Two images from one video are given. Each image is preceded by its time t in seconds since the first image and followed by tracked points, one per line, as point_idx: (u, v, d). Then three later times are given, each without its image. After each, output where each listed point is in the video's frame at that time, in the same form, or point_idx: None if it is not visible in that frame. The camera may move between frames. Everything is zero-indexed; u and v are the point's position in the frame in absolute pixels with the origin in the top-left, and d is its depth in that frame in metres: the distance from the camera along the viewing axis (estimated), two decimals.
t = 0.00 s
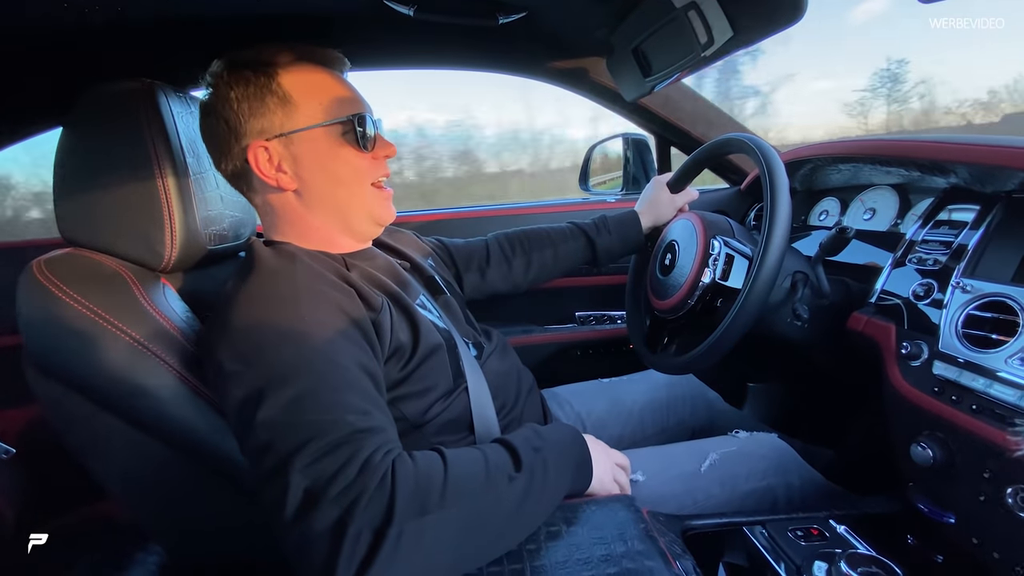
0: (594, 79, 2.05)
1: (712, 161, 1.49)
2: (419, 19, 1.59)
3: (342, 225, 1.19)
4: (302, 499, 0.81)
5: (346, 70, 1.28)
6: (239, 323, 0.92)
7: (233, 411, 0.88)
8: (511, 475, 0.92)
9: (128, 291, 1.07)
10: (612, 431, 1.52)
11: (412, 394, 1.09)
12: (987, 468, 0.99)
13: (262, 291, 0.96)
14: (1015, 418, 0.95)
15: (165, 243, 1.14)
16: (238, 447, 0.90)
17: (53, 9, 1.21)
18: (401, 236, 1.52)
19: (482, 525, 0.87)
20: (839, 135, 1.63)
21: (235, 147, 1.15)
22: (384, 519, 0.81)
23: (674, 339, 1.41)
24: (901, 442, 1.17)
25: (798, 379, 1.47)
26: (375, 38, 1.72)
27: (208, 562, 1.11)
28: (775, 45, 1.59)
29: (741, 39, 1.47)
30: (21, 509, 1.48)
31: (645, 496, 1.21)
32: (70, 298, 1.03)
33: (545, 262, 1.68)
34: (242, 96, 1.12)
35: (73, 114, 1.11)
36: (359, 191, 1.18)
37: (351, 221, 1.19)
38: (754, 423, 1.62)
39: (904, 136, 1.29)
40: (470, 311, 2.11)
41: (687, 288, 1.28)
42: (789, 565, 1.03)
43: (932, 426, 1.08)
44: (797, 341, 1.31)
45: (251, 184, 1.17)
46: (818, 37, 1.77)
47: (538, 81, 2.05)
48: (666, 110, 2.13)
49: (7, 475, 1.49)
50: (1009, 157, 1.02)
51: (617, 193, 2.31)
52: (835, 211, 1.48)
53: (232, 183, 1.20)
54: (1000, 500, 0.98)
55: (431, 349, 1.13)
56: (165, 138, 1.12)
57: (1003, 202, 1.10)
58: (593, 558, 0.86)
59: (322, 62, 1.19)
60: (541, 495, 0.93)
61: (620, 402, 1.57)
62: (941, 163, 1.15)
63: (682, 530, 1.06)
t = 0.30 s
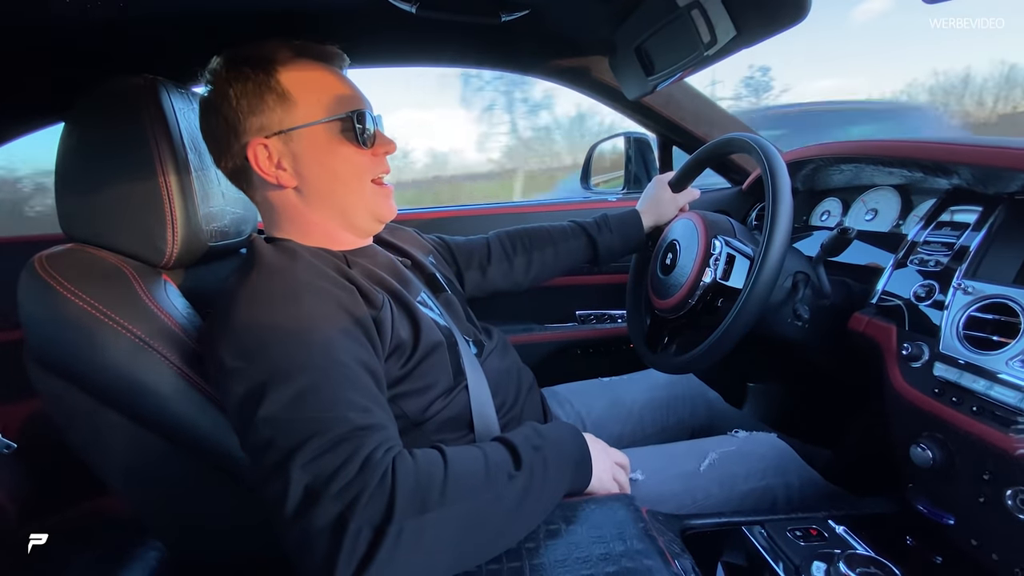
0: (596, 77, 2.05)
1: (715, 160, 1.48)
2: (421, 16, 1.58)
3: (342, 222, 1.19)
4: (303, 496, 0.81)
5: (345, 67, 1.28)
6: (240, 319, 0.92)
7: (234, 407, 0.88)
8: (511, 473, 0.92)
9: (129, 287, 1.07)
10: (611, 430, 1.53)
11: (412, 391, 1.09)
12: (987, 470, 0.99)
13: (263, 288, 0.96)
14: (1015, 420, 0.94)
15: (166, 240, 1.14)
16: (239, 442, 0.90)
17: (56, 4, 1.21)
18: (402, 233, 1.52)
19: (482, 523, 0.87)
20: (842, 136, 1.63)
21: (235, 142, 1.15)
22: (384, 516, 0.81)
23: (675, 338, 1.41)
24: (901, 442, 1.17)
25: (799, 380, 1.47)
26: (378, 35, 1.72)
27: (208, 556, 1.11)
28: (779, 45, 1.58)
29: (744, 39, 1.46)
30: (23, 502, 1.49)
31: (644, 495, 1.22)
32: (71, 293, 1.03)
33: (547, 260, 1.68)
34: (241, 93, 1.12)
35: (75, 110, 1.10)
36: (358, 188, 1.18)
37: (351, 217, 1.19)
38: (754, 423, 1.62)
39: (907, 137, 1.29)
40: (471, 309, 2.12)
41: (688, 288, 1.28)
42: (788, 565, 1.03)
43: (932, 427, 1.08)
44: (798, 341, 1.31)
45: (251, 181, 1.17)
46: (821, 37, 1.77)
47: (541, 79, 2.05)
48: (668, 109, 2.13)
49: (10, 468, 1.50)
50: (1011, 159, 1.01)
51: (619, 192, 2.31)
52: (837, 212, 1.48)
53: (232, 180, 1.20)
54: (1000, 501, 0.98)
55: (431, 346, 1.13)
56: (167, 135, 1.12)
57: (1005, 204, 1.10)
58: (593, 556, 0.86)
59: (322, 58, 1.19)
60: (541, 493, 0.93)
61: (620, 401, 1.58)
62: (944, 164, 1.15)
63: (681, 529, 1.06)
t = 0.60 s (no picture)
0: (598, 77, 2.05)
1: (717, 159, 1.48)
2: (424, 15, 1.59)
3: (340, 222, 1.19)
4: (305, 491, 0.82)
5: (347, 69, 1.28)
6: (242, 317, 0.93)
7: (237, 404, 0.88)
8: (511, 470, 0.92)
9: (132, 285, 1.07)
10: (612, 429, 1.53)
11: (413, 389, 1.09)
12: (989, 470, 0.98)
13: (266, 286, 0.96)
14: (1018, 420, 0.94)
15: (169, 238, 1.14)
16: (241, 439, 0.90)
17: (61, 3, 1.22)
18: (404, 232, 1.52)
19: (482, 520, 0.87)
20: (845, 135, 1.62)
21: (234, 145, 1.17)
22: (384, 511, 0.81)
23: (676, 338, 1.40)
24: (903, 442, 1.17)
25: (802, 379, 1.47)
26: (380, 35, 1.72)
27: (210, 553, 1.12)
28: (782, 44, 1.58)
29: (748, 38, 1.44)
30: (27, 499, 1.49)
31: (645, 494, 1.22)
32: (76, 292, 1.04)
33: (549, 259, 1.68)
34: (238, 97, 1.14)
35: (79, 109, 1.11)
36: (354, 187, 1.18)
37: (348, 217, 1.19)
38: (756, 423, 1.62)
39: (910, 137, 1.28)
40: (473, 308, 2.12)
41: (690, 287, 1.28)
42: (789, 565, 1.02)
43: (934, 427, 1.07)
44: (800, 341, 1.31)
45: (252, 182, 1.18)
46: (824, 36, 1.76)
47: (543, 78, 2.05)
48: (670, 108, 2.13)
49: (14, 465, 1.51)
50: (1014, 158, 1.01)
51: (621, 191, 2.31)
52: (839, 212, 1.48)
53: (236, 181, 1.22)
54: (1002, 501, 0.97)
55: (433, 345, 1.13)
56: (171, 134, 1.12)
57: (1009, 203, 1.10)
58: (593, 555, 0.85)
59: (319, 57, 1.18)
60: (541, 491, 0.93)
61: (622, 400, 1.58)
62: (947, 163, 1.14)
63: (682, 528, 1.06)
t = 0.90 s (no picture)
0: (608, 73, 2.03)
1: (729, 156, 1.46)
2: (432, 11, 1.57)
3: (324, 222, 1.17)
4: (316, 486, 0.80)
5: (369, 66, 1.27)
6: (251, 313, 0.92)
7: (247, 401, 0.87)
8: (521, 464, 0.90)
9: (142, 281, 1.06)
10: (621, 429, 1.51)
11: (422, 388, 1.07)
12: (1010, 473, 0.97)
13: (275, 281, 0.95)
14: None
15: (177, 234, 1.13)
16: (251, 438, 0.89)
17: None
18: (412, 230, 1.51)
19: (492, 515, 0.85)
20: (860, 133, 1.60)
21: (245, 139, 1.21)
22: (395, 505, 0.80)
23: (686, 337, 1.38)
24: (919, 444, 1.15)
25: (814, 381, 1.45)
26: (387, 30, 1.70)
27: (218, 553, 1.11)
28: (796, 41, 1.56)
29: (762, 33, 1.43)
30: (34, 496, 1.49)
31: (656, 494, 1.20)
32: (85, 288, 1.03)
33: (557, 258, 1.66)
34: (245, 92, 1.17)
35: (87, 104, 1.10)
36: (330, 190, 1.13)
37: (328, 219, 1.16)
38: (766, 424, 1.61)
39: (928, 133, 1.26)
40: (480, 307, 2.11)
41: (702, 286, 1.27)
42: (804, 568, 1.01)
43: (953, 429, 1.06)
44: (813, 340, 1.29)
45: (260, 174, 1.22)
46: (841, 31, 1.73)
47: (551, 75, 2.04)
48: (680, 105, 2.11)
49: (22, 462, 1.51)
50: None
51: (629, 189, 2.29)
52: (853, 209, 1.46)
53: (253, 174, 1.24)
54: None
55: (442, 343, 1.12)
56: (179, 129, 1.11)
57: None
58: (608, 557, 0.85)
59: (317, 50, 1.14)
60: (552, 485, 0.91)
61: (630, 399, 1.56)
62: (967, 160, 1.12)
63: (696, 530, 1.05)
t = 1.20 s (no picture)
0: (611, 72, 2.04)
1: (732, 155, 1.47)
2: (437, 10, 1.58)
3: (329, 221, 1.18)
4: (320, 481, 0.81)
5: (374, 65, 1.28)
6: (256, 310, 0.93)
7: (253, 396, 0.89)
8: (520, 457, 0.91)
9: (150, 278, 1.08)
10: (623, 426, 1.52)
11: (424, 387, 1.09)
12: (1008, 470, 0.98)
13: (280, 279, 0.97)
14: None
15: (184, 232, 1.15)
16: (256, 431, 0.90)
17: None
18: (416, 229, 1.52)
19: (491, 509, 0.86)
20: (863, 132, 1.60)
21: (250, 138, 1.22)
22: (398, 501, 0.81)
23: (688, 335, 1.39)
24: (919, 441, 1.16)
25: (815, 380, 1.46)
26: (392, 29, 1.71)
27: (223, 545, 1.12)
28: (799, 40, 1.56)
29: (763, 32, 1.43)
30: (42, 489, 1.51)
31: (656, 490, 1.21)
32: (94, 284, 1.05)
33: (560, 256, 1.67)
34: (251, 91, 1.19)
35: (95, 104, 1.12)
36: (334, 188, 1.14)
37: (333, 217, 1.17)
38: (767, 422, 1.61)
39: (930, 132, 1.27)
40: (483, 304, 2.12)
41: (704, 284, 1.28)
42: (803, 563, 1.02)
43: (952, 426, 1.07)
44: (814, 338, 1.30)
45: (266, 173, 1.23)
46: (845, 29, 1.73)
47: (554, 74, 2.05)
48: (684, 103, 2.12)
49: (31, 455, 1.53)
50: None
51: (632, 187, 2.30)
52: (855, 208, 1.46)
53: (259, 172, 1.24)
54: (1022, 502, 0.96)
55: (444, 341, 1.13)
56: (186, 128, 1.12)
57: None
58: (608, 550, 0.86)
59: (318, 48, 1.15)
60: (550, 479, 0.91)
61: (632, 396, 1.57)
62: (969, 159, 1.13)
63: (695, 525, 1.06)
